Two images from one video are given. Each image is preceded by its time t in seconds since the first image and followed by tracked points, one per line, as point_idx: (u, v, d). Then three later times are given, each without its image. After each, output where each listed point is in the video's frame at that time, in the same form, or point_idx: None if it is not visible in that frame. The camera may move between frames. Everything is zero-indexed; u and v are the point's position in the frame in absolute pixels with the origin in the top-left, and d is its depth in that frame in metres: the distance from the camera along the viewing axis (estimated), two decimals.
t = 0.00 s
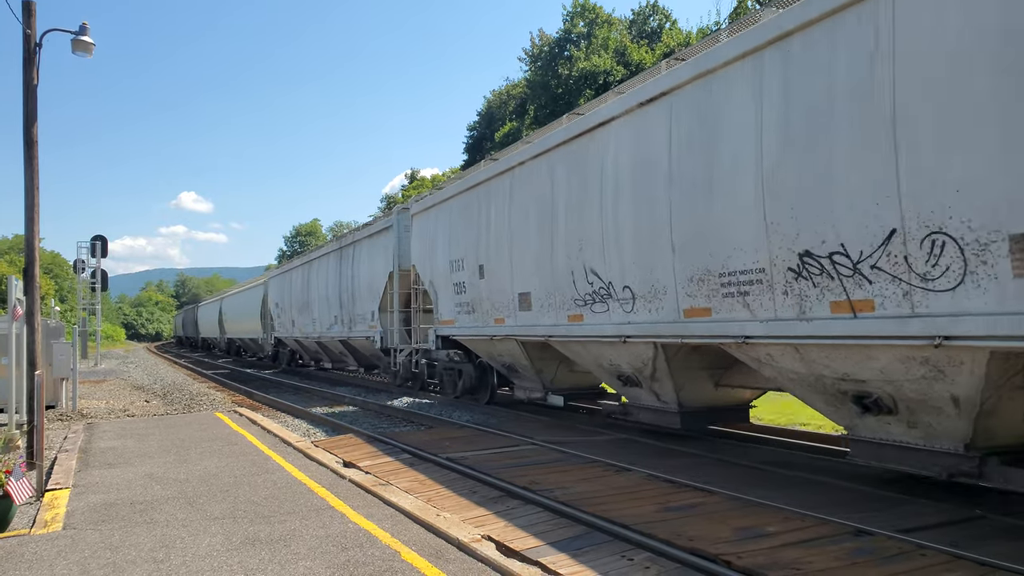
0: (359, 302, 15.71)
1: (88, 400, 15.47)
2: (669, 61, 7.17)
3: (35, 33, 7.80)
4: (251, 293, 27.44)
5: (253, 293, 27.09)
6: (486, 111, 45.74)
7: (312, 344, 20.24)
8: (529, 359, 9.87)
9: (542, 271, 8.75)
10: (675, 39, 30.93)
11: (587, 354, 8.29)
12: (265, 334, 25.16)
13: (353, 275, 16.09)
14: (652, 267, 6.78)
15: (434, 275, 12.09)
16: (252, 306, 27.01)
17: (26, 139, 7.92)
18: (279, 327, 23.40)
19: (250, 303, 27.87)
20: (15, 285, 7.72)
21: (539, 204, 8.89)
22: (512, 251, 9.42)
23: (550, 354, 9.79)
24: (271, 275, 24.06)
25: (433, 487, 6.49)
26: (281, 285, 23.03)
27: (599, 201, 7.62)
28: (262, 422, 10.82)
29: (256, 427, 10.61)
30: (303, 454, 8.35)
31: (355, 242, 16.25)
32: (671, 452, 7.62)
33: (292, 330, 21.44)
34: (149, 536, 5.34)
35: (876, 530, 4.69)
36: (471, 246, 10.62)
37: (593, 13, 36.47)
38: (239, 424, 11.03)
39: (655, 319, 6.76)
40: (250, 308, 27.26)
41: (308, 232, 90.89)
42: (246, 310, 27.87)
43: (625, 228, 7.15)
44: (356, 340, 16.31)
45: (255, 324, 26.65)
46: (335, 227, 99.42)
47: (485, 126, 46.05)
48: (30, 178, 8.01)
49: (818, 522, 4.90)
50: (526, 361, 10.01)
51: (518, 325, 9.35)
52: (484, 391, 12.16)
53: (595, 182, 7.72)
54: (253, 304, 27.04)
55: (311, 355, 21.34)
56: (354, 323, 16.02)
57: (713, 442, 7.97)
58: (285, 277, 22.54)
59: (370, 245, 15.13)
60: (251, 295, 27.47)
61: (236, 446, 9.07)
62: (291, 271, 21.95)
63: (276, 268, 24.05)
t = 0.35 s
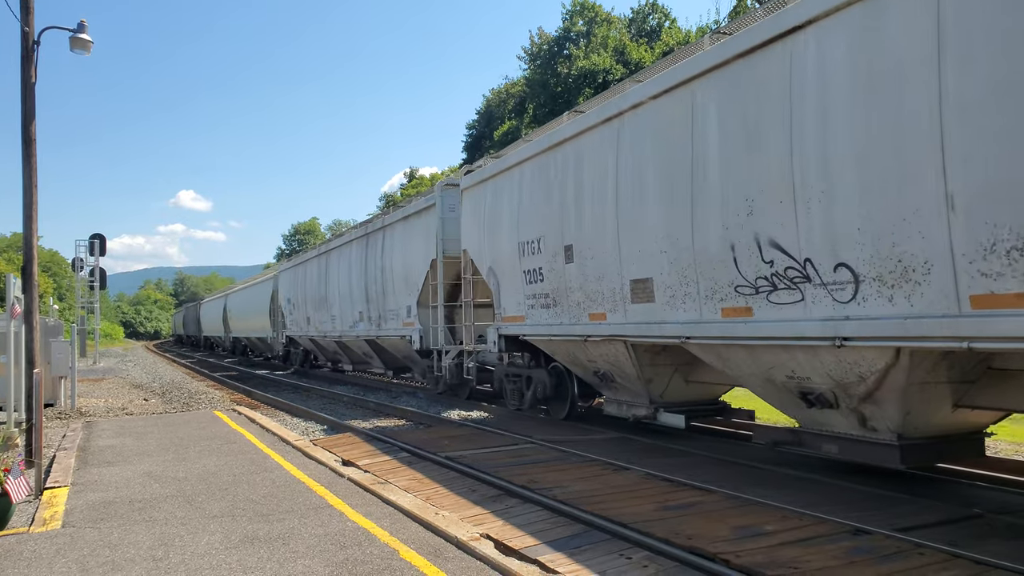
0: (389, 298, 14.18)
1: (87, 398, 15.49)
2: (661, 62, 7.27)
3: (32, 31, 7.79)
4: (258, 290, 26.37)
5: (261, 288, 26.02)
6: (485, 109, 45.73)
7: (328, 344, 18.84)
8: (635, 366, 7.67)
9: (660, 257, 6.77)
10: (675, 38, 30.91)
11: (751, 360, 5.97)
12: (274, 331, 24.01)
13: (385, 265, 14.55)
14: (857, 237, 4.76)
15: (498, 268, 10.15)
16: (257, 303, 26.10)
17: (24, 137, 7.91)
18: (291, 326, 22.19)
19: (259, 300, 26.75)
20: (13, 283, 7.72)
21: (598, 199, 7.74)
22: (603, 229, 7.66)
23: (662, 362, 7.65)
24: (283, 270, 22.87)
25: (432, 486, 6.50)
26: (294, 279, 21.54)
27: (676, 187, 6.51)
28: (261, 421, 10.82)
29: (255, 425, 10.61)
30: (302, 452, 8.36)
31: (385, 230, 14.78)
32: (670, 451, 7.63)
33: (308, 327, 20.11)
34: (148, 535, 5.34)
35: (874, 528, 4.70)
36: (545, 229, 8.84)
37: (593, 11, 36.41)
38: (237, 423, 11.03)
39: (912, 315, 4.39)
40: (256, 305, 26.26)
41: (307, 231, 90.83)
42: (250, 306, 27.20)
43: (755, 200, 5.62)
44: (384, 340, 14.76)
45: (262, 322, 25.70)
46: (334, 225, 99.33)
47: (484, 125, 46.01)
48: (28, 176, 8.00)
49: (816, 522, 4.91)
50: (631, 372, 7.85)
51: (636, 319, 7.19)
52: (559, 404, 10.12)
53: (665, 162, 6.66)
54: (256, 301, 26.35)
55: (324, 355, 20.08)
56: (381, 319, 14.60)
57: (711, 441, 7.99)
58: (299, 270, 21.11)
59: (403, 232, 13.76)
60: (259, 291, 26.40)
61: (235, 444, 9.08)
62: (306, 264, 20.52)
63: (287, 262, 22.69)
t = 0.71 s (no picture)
0: (432, 286, 12.48)
1: (88, 394, 15.51)
2: (660, 57, 7.25)
3: (32, 26, 7.78)
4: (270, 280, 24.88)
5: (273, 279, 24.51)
6: (485, 104, 45.66)
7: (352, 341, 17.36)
8: (837, 375, 5.58)
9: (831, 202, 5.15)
10: (675, 32, 30.85)
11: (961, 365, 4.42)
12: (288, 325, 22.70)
13: (427, 249, 12.80)
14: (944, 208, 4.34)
15: (595, 245, 8.05)
16: (269, 295, 24.82)
17: (24, 133, 7.91)
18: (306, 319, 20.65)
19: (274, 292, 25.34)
20: (13, 278, 7.72)
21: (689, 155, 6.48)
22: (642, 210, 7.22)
23: (873, 369, 5.54)
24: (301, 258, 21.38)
25: (432, 481, 6.52)
26: (313, 268, 19.87)
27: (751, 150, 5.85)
28: (261, 416, 10.83)
29: (256, 421, 10.63)
30: (302, 448, 8.37)
31: (422, 208, 12.98)
32: (669, 445, 7.66)
33: (328, 321, 18.43)
34: (149, 529, 5.37)
35: (872, 522, 4.72)
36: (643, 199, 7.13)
37: (592, 5, 36.29)
38: (238, 418, 11.05)
39: None
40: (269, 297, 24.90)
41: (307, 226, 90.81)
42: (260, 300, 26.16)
43: (912, 109, 4.51)
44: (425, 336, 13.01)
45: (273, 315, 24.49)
46: (335, 220, 99.08)
47: (484, 120, 45.94)
48: (28, 172, 8.00)
49: (815, 516, 4.93)
50: (823, 384, 5.78)
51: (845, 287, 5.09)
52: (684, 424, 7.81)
53: (773, 101, 5.61)
54: (266, 294, 25.27)
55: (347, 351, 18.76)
56: (422, 312, 12.85)
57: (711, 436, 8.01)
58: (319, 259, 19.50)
59: (445, 212, 12.05)
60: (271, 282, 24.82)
61: (235, 439, 9.09)
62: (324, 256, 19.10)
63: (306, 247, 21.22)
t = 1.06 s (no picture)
0: (493, 267, 10.47)
1: (83, 387, 15.47)
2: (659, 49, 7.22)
3: (25, 17, 7.71)
4: (283, 268, 23.41)
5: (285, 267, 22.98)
6: (482, 97, 45.51)
7: (379, 335, 15.77)
8: None
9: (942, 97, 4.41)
10: (672, 24, 30.76)
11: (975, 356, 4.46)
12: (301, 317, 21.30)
13: (482, 224, 10.81)
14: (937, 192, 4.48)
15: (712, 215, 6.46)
16: (280, 285, 23.31)
17: (18, 125, 7.85)
18: (326, 308, 19.00)
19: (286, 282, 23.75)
20: (8, 271, 7.67)
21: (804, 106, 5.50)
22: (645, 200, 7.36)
23: None
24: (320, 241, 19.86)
25: (429, 473, 6.51)
26: (335, 254, 18.24)
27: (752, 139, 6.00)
28: (257, 408, 10.82)
29: (252, 414, 10.61)
30: (299, 440, 8.36)
31: (472, 176, 11.21)
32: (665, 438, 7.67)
33: (354, 310, 16.71)
34: (145, 522, 5.36)
35: (868, 514, 4.74)
36: (794, 160, 5.59)
37: None
38: (234, 410, 11.03)
39: None
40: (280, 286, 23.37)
41: (303, 219, 90.34)
42: (268, 290, 24.75)
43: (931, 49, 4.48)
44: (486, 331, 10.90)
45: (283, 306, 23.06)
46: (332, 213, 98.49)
47: (480, 112, 45.80)
48: (22, 165, 7.95)
49: (812, 507, 4.94)
50: None
51: None
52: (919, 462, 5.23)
53: (786, 71, 5.64)
54: (275, 285, 23.94)
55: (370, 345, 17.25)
56: (477, 301, 10.97)
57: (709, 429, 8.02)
58: (343, 245, 17.45)
59: (514, 178, 10.12)
60: (282, 271, 23.24)
61: (232, 432, 9.08)
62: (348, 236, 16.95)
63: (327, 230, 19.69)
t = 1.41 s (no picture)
0: (597, 246, 7.99)
1: (84, 383, 15.48)
2: (657, 47, 7.23)
3: (26, 15, 7.71)
4: (295, 261, 21.64)
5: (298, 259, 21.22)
6: (481, 94, 45.45)
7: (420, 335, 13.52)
8: None
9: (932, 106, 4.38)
10: (672, 21, 30.67)
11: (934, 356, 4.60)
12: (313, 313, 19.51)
13: (579, 191, 8.28)
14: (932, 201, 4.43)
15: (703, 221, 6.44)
16: (292, 279, 21.60)
17: (19, 123, 7.85)
18: (354, 305, 16.37)
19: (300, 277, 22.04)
20: (9, 269, 7.68)
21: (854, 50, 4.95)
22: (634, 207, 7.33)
23: None
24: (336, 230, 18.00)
25: (429, 470, 6.52)
26: (365, 243, 15.49)
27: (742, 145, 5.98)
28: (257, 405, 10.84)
29: (252, 411, 10.63)
30: (299, 438, 8.37)
31: (551, 136, 8.91)
32: (663, 435, 7.70)
33: (393, 305, 13.99)
34: (146, 519, 5.37)
35: (867, 511, 4.75)
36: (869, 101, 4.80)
37: None
38: (235, 407, 11.05)
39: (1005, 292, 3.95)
40: (293, 280, 21.64)
41: (303, 216, 90.23)
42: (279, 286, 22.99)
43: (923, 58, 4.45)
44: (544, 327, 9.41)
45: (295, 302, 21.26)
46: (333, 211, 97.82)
47: (480, 109, 45.74)
48: (23, 162, 7.95)
49: (812, 505, 4.95)
50: None
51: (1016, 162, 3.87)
52: None
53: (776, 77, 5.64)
54: (286, 280, 22.30)
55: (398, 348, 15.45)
56: (584, 290, 8.29)
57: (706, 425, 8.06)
58: (375, 230, 15.00)
59: (606, 132, 7.77)
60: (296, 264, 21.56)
61: (232, 429, 9.10)
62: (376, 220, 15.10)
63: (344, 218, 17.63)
